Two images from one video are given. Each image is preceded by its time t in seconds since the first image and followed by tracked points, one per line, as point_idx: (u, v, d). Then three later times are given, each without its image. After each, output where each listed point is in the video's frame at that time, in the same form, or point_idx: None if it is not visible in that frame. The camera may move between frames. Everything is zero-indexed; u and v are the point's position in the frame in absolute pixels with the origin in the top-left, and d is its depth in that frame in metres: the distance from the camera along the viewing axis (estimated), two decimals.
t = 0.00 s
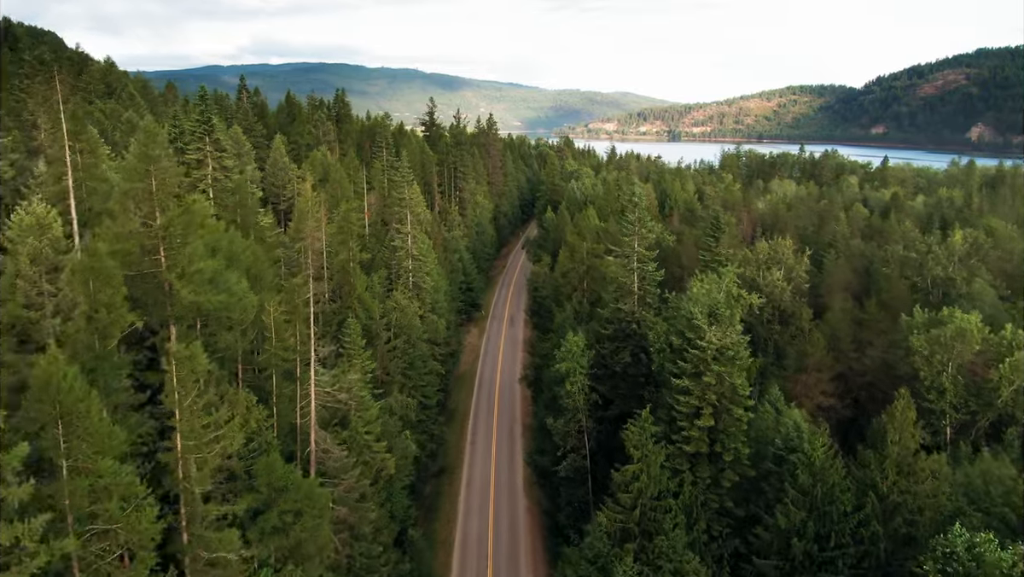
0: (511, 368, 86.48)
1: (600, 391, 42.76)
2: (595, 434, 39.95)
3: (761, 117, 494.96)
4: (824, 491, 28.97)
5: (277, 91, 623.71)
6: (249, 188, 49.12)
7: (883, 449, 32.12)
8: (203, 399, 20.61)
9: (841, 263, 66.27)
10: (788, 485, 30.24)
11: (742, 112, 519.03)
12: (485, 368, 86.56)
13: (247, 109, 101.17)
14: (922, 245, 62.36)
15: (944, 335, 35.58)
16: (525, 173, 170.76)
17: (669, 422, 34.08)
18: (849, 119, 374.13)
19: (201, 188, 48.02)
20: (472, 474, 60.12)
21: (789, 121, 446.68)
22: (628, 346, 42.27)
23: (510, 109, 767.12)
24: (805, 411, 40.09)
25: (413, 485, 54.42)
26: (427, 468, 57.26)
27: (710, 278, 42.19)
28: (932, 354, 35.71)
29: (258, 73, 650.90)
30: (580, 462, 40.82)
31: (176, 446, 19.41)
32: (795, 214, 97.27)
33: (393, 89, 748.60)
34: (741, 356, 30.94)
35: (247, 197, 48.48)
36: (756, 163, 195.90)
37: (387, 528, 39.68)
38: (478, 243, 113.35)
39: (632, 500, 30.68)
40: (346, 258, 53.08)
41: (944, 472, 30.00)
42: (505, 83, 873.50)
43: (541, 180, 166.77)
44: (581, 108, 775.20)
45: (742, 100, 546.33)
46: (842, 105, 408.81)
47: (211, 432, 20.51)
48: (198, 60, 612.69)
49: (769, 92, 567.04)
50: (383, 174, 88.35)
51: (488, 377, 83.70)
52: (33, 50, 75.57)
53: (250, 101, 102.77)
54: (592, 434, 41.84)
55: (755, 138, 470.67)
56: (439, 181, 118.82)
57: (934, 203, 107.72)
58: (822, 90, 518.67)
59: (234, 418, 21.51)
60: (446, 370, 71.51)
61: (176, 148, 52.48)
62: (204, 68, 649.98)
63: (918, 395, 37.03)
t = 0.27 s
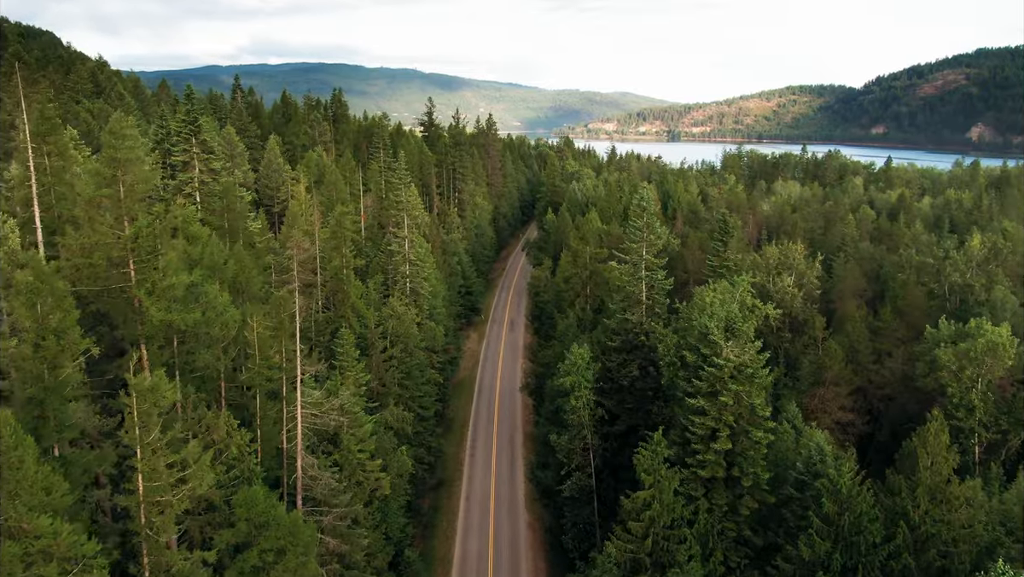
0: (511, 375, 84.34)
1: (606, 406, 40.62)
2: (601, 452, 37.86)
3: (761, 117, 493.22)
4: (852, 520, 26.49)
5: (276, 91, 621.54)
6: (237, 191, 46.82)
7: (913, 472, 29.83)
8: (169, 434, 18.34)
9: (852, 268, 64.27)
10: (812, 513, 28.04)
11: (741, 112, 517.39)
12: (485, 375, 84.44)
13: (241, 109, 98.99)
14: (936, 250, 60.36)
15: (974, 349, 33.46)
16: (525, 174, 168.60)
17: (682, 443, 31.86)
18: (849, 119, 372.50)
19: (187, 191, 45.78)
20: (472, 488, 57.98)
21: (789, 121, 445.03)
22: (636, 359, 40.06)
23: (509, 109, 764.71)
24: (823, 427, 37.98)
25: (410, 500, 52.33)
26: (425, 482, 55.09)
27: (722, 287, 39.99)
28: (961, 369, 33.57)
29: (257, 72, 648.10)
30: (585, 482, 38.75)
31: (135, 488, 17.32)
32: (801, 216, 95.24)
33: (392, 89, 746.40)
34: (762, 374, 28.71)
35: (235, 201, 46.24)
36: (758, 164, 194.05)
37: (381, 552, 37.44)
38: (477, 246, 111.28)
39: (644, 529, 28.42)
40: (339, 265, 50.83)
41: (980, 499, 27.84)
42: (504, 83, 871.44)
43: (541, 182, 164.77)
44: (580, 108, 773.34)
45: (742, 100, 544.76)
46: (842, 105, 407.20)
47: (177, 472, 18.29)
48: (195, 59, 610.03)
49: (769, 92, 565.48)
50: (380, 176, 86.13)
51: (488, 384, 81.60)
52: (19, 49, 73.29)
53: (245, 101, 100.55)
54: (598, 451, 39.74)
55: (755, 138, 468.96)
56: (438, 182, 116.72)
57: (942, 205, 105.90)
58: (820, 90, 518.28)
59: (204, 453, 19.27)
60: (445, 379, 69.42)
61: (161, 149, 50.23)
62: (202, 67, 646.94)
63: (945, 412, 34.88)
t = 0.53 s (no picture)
0: (512, 382, 82.30)
1: (614, 422, 38.48)
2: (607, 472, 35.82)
3: (761, 117, 491.81)
4: (884, 555, 23.71)
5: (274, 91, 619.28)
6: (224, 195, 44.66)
7: (948, 501, 27.59)
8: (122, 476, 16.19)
9: (864, 274, 62.15)
10: (840, 546, 25.83)
11: (741, 112, 515.33)
12: (485, 382, 82.37)
13: (235, 109, 96.89)
14: (952, 255, 58.24)
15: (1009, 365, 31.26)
16: (525, 175, 166.53)
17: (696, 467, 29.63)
18: (850, 119, 371.05)
19: (173, 195, 43.63)
20: (471, 503, 55.95)
21: (789, 121, 442.95)
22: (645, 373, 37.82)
23: (508, 109, 762.00)
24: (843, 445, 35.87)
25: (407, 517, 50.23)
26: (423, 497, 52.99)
27: (735, 297, 37.88)
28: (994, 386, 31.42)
29: (255, 72, 645.64)
30: (591, 503, 36.72)
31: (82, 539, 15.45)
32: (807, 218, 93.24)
33: (391, 89, 743.76)
34: (785, 396, 26.56)
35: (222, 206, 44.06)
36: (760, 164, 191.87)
37: None
38: (477, 248, 109.16)
39: (658, 562, 26.15)
40: (332, 272, 48.67)
41: None
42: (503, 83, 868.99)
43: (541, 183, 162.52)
44: (580, 108, 771.03)
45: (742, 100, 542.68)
46: (843, 105, 405.03)
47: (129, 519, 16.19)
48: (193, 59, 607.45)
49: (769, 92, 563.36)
50: (377, 177, 83.95)
51: (488, 392, 79.50)
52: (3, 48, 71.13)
53: (239, 101, 98.49)
54: (604, 470, 37.67)
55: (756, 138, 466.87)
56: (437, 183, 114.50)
57: (951, 207, 103.68)
58: (821, 90, 516.32)
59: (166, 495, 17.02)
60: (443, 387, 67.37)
61: (146, 151, 48.08)
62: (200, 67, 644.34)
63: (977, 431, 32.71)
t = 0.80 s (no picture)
0: (512, 390, 79.88)
1: (622, 444, 36.09)
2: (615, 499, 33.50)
3: (760, 117, 489.82)
4: None
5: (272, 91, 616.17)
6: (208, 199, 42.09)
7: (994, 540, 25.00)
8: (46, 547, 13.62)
9: (879, 280, 59.78)
10: None
11: (741, 112, 513.55)
12: (484, 390, 79.84)
13: (228, 109, 94.22)
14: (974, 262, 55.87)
15: None
16: (524, 175, 163.97)
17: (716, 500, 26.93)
18: (850, 119, 369.48)
19: (153, 200, 41.05)
20: (471, 521, 53.54)
21: (789, 121, 441.10)
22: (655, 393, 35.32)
23: (507, 109, 758.94)
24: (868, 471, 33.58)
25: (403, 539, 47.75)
26: (419, 517, 50.54)
27: (753, 311, 35.38)
28: None
29: (253, 72, 642.48)
30: (598, 531, 34.36)
31: None
32: (815, 222, 90.89)
33: (389, 88, 740.52)
34: (817, 426, 24.05)
35: (206, 211, 41.48)
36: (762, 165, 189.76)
37: None
38: (476, 251, 106.69)
39: None
40: (324, 281, 46.15)
41: None
42: (502, 83, 866.77)
43: (540, 184, 160.09)
44: (579, 108, 768.68)
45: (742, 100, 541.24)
46: (843, 105, 403.23)
47: None
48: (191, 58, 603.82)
49: (768, 92, 562.00)
50: (373, 179, 81.38)
51: (487, 401, 76.94)
52: None
53: (231, 100, 95.85)
54: (612, 495, 35.36)
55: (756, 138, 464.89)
56: (435, 185, 111.98)
57: (960, 209, 101.54)
58: (820, 90, 514.51)
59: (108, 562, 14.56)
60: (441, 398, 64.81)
61: (127, 152, 45.45)
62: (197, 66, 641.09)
63: (1015, 457, 30.37)
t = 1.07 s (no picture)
0: (513, 398, 77.71)
1: (631, 466, 34.02)
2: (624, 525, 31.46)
3: (760, 116, 488.21)
4: None
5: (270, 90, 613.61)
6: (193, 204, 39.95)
7: None
8: None
9: (893, 287, 57.67)
10: None
11: (741, 112, 511.33)
12: (484, 398, 77.68)
13: (221, 109, 91.91)
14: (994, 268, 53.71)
15: None
16: (524, 176, 161.80)
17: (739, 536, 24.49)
18: (850, 119, 367.45)
19: (134, 205, 38.92)
20: (472, 539, 51.44)
21: (790, 121, 439.01)
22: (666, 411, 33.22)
23: (506, 109, 756.20)
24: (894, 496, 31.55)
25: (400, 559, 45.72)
26: (417, 535, 48.46)
27: (771, 324, 33.27)
28: None
29: (251, 72, 639.76)
30: (606, 559, 32.30)
31: None
32: (822, 224, 88.75)
33: (388, 88, 737.59)
34: (849, 456, 21.94)
35: (190, 217, 39.32)
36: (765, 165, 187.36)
37: None
38: (476, 254, 104.56)
39: None
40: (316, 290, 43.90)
41: None
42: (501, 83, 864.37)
43: (541, 185, 157.81)
44: (578, 108, 766.33)
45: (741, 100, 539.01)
46: (844, 105, 401.10)
47: None
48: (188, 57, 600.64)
49: (768, 92, 559.94)
50: (369, 181, 79.23)
51: (486, 409, 74.79)
52: None
53: (225, 100, 93.56)
54: (620, 520, 33.29)
55: (756, 138, 462.52)
56: (434, 186, 109.83)
57: (970, 212, 99.35)
58: (821, 90, 512.33)
59: None
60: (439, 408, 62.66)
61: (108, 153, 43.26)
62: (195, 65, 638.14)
63: None
